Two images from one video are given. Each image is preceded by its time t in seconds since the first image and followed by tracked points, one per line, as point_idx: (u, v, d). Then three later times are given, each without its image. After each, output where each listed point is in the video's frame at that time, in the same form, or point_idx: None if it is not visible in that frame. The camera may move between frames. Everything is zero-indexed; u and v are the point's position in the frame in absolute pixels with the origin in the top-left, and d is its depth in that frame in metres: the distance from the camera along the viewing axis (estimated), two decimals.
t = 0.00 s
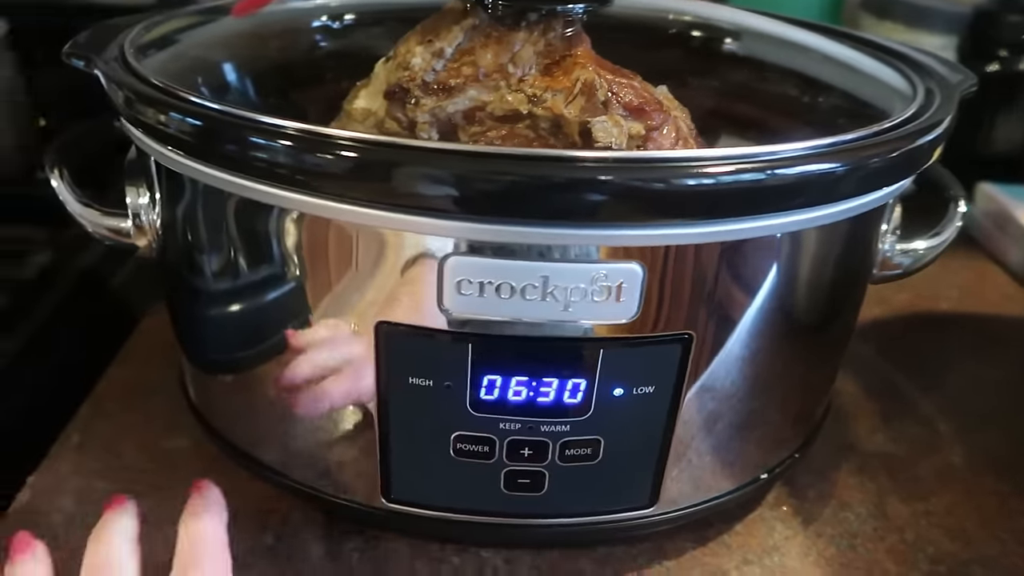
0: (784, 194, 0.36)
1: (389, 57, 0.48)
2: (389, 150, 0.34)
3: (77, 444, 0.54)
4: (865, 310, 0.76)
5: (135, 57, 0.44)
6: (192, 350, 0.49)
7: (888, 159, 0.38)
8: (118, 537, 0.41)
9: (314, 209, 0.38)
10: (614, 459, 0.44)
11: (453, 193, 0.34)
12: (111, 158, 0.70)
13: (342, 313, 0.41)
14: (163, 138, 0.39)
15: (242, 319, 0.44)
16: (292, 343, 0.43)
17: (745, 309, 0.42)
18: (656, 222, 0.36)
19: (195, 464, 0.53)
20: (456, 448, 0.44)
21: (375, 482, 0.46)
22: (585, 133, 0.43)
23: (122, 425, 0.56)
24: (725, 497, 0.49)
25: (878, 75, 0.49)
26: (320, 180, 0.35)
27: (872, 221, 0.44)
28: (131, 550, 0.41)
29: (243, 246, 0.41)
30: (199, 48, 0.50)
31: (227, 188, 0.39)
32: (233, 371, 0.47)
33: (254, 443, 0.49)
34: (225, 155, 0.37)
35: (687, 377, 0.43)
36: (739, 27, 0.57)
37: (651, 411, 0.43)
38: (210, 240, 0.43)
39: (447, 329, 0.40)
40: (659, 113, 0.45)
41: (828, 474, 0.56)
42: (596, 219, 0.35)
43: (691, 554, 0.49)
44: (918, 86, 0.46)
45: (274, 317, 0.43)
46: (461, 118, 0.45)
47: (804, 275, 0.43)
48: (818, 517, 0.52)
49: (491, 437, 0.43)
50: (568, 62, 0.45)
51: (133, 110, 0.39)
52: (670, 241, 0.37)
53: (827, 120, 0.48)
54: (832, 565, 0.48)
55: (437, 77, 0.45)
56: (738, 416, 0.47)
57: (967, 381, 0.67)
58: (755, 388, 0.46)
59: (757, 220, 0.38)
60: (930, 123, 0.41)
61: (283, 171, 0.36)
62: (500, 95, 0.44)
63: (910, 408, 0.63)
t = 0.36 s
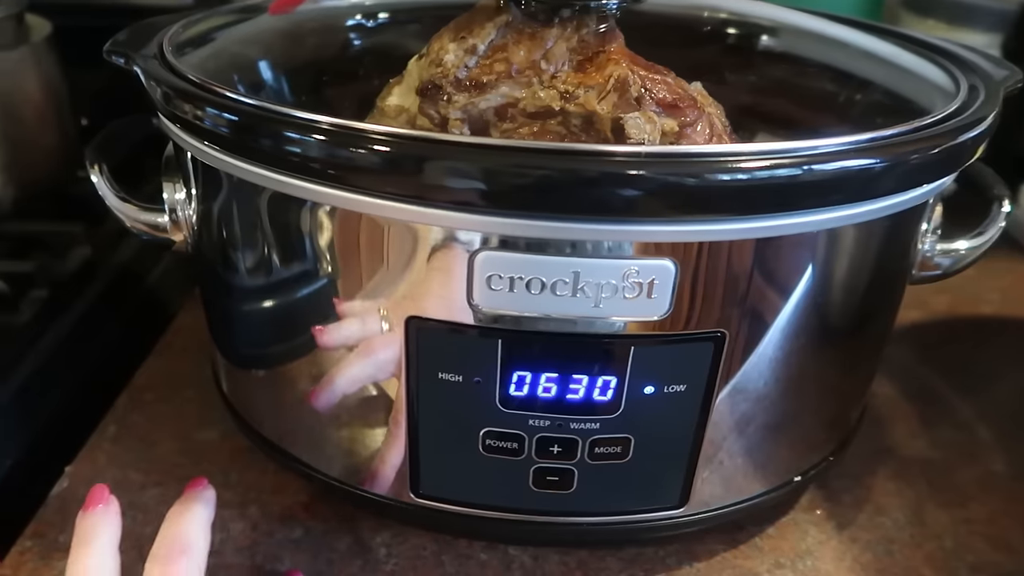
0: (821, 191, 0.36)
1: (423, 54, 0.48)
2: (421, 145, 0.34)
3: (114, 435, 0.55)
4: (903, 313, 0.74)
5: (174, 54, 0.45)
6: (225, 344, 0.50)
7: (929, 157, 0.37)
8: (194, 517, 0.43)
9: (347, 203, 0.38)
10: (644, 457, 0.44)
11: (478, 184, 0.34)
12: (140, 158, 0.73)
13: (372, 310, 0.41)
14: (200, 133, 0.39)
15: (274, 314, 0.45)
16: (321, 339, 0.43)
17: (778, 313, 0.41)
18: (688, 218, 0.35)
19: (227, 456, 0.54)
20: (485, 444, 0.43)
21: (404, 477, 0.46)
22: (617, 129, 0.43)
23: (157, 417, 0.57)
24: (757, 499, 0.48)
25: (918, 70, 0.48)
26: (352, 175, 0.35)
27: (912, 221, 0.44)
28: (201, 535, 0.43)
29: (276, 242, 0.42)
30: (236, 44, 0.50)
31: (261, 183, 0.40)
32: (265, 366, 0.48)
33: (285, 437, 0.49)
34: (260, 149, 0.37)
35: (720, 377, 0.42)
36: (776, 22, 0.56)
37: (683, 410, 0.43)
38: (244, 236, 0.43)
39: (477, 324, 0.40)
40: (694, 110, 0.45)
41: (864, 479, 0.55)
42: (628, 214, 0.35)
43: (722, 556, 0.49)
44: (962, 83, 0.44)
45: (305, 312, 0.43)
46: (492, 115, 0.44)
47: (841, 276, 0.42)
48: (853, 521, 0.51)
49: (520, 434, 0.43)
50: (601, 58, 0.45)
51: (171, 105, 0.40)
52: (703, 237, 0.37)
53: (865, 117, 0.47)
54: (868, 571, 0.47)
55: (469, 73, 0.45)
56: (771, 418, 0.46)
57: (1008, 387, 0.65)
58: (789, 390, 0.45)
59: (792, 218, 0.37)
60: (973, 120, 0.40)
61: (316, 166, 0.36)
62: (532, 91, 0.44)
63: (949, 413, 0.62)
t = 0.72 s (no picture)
0: (857, 194, 0.35)
1: (455, 53, 0.48)
2: (454, 145, 0.34)
3: (147, 429, 0.56)
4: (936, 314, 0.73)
5: (210, 54, 0.45)
6: (258, 341, 0.50)
7: (968, 159, 0.37)
8: (242, 489, 0.44)
9: (380, 203, 0.38)
10: (675, 459, 0.44)
11: (513, 186, 0.34)
12: (173, 154, 0.75)
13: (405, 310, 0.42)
14: (236, 132, 0.39)
15: (308, 312, 0.45)
16: (354, 337, 0.44)
17: (812, 316, 0.41)
18: (723, 220, 0.35)
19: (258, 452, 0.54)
20: (516, 444, 0.44)
21: (434, 476, 0.46)
22: (651, 130, 0.43)
23: (190, 412, 0.57)
24: (788, 502, 0.48)
25: (957, 70, 0.47)
26: (386, 175, 0.36)
27: (949, 223, 0.43)
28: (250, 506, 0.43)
29: (310, 241, 0.42)
30: (271, 44, 0.51)
31: (295, 182, 0.40)
32: (297, 363, 0.48)
33: (315, 433, 0.50)
34: (295, 149, 0.37)
35: (752, 379, 0.42)
36: (808, 20, 0.55)
37: (716, 413, 0.43)
38: (278, 234, 0.43)
39: (509, 325, 0.40)
40: (728, 111, 0.44)
41: (896, 483, 0.54)
42: (663, 216, 0.34)
43: (751, 559, 0.48)
44: (1002, 83, 0.44)
45: (338, 310, 0.44)
46: (525, 115, 0.44)
47: (876, 278, 0.42)
48: (884, 526, 0.50)
49: (551, 435, 0.43)
50: (635, 58, 0.45)
51: (208, 105, 0.40)
52: (739, 239, 0.36)
53: (902, 118, 0.47)
54: None
55: (502, 73, 0.45)
56: (803, 421, 0.46)
57: None
58: (821, 393, 0.45)
59: (828, 220, 0.37)
60: (1014, 122, 0.39)
61: (350, 166, 0.36)
62: (565, 92, 0.44)
63: (983, 418, 0.61)
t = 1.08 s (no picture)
0: (877, 197, 0.35)
1: (473, 55, 0.48)
2: (471, 147, 0.34)
3: (165, 429, 0.56)
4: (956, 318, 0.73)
5: (229, 56, 0.45)
6: (274, 343, 0.50)
7: (991, 162, 0.36)
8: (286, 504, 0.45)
9: (397, 205, 0.38)
10: (692, 463, 0.44)
11: (530, 188, 0.34)
12: (193, 155, 0.75)
13: (422, 311, 0.41)
14: (254, 134, 0.40)
15: (325, 314, 0.45)
16: (371, 338, 0.44)
17: (832, 318, 0.41)
18: (742, 223, 0.35)
19: (274, 453, 0.54)
20: (533, 447, 0.43)
21: (450, 478, 0.46)
22: (669, 133, 0.43)
23: (207, 412, 0.58)
24: (806, 507, 0.48)
25: (980, 71, 0.47)
26: (403, 177, 0.36)
27: (971, 227, 0.42)
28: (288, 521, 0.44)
29: (327, 242, 0.42)
30: (289, 46, 0.51)
31: (312, 183, 0.40)
32: (313, 364, 0.48)
33: (331, 434, 0.50)
34: (312, 151, 0.37)
35: (770, 383, 0.42)
36: (827, 22, 0.55)
37: (733, 417, 0.43)
38: (295, 235, 0.43)
39: (525, 327, 0.40)
40: (747, 113, 0.44)
41: (916, 489, 0.53)
42: (681, 219, 0.34)
43: (769, 564, 0.48)
44: None
45: (354, 310, 0.44)
46: (542, 117, 0.44)
47: (897, 281, 0.41)
48: (904, 532, 0.50)
49: (568, 438, 0.43)
50: (654, 60, 0.45)
51: (226, 107, 0.40)
52: (757, 242, 0.36)
53: (923, 120, 0.46)
54: None
55: (519, 75, 0.45)
56: (822, 425, 0.45)
57: None
58: (840, 397, 0.45)
59: (848, 224, 0.37)
60: None
61: (367, 168, 0.36)
62: (583, 94, 0.44)
63: (1005, 423, 0.60)
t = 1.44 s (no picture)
0: (881, 199, 0.35)
1: (479, 58, 0.49)
2: (477, 152, 0.35)
3: (176, 430, 0.57)
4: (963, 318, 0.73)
5: (238, 62, 0.46)
6: (284, 344, 0.51)
7: (996, 164, 0.36)
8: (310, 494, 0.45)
9: (404, 209, 0.38)
10: (698, 464, 0.44)
11: (535, 192, 0.34)
12: (203, 158, 0.76)
13: (428, 313, 0.42)
14: (263, 139, 0.40)
15: (333, 315, 0.46)
16: (379, 339, 0.44)
17: (837, 319, 0.41)
18: (746, 226, 0.35)
19: (284, 453, 0.55)
20: (539, 447, 0.44)
21: (458, 479, 0.47)
22: (674, 135, 0.43)
23: (217, 413, 0.58)
24: (812, 507, 0.48)
25: (986, 72, 0.47)
26: (410, 182, 0.36)
27: (976, 228, 0.43)
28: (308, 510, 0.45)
29: (335, 245, 0.43)
30: (297, 50, 0.51)
31: (321, 188, 0.41)
32: (322, 365, 0.49)
33: (340, 435, 0.50)
34: (321, 156, 0.38)
35: (775, 383, 0.42)
36: (832, 23, 0.55)
37: (739, 417, 0.43)
38: (304, 238, 0.44)
39: (531, 329, 0.40)
40: (752, 114, 0.44)
41: (922, 489, 0.54)
42: (686, 222, 0.34)
43: (775, 564, 0.48)
44: None
45: (362, 312, 0.44)
46: (548, 120, 0.45)
47: (902, 282, 0.41)
48: (911, 532, 0.50)
49: (574, 439, 0.43)
50: (658, 63, 0.45)
51: (236, 113, 0.41)
52: (762, 244, 0.36)
53: (928, 121, 0.46)
54: None
55: (525, 79, 0.45)
56: (828, 426, 0.45)
57: None
58: (846, 397, 0.45)
59: (852, 226, 0.37)
60: None
61: (375, 172, 0.36)
62: (588, 96, 0.45)
63: (1013, 423, 0.60)
